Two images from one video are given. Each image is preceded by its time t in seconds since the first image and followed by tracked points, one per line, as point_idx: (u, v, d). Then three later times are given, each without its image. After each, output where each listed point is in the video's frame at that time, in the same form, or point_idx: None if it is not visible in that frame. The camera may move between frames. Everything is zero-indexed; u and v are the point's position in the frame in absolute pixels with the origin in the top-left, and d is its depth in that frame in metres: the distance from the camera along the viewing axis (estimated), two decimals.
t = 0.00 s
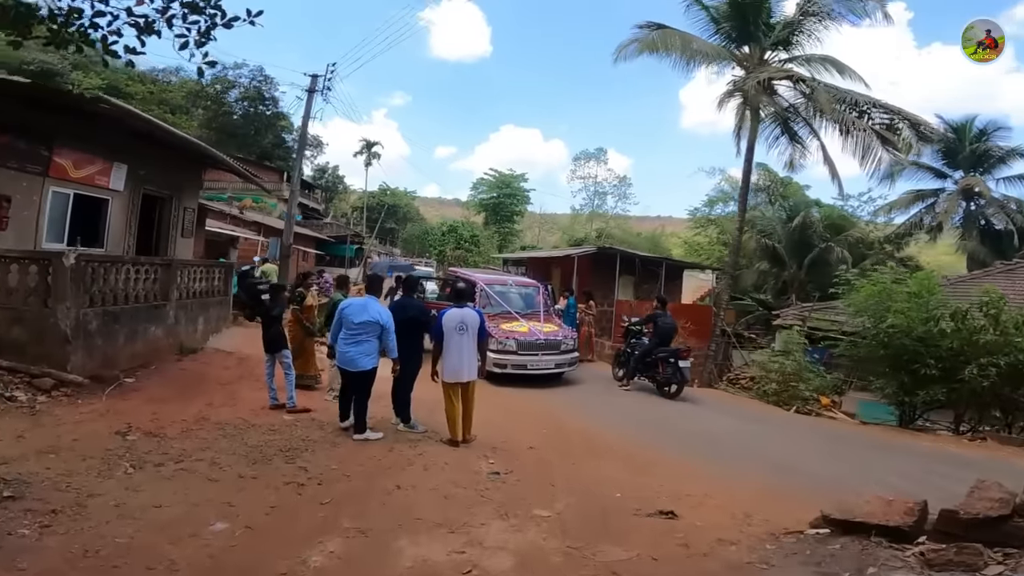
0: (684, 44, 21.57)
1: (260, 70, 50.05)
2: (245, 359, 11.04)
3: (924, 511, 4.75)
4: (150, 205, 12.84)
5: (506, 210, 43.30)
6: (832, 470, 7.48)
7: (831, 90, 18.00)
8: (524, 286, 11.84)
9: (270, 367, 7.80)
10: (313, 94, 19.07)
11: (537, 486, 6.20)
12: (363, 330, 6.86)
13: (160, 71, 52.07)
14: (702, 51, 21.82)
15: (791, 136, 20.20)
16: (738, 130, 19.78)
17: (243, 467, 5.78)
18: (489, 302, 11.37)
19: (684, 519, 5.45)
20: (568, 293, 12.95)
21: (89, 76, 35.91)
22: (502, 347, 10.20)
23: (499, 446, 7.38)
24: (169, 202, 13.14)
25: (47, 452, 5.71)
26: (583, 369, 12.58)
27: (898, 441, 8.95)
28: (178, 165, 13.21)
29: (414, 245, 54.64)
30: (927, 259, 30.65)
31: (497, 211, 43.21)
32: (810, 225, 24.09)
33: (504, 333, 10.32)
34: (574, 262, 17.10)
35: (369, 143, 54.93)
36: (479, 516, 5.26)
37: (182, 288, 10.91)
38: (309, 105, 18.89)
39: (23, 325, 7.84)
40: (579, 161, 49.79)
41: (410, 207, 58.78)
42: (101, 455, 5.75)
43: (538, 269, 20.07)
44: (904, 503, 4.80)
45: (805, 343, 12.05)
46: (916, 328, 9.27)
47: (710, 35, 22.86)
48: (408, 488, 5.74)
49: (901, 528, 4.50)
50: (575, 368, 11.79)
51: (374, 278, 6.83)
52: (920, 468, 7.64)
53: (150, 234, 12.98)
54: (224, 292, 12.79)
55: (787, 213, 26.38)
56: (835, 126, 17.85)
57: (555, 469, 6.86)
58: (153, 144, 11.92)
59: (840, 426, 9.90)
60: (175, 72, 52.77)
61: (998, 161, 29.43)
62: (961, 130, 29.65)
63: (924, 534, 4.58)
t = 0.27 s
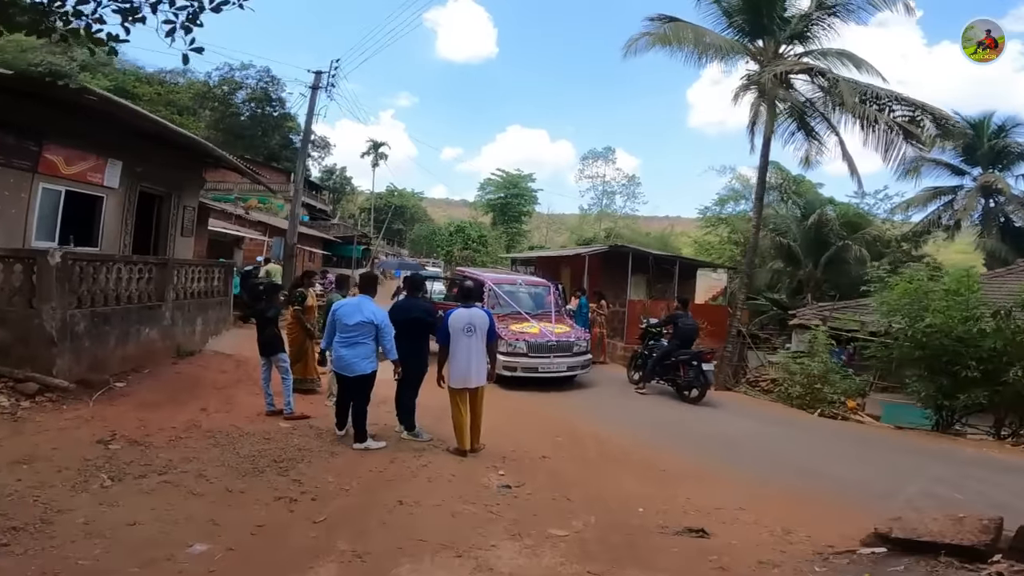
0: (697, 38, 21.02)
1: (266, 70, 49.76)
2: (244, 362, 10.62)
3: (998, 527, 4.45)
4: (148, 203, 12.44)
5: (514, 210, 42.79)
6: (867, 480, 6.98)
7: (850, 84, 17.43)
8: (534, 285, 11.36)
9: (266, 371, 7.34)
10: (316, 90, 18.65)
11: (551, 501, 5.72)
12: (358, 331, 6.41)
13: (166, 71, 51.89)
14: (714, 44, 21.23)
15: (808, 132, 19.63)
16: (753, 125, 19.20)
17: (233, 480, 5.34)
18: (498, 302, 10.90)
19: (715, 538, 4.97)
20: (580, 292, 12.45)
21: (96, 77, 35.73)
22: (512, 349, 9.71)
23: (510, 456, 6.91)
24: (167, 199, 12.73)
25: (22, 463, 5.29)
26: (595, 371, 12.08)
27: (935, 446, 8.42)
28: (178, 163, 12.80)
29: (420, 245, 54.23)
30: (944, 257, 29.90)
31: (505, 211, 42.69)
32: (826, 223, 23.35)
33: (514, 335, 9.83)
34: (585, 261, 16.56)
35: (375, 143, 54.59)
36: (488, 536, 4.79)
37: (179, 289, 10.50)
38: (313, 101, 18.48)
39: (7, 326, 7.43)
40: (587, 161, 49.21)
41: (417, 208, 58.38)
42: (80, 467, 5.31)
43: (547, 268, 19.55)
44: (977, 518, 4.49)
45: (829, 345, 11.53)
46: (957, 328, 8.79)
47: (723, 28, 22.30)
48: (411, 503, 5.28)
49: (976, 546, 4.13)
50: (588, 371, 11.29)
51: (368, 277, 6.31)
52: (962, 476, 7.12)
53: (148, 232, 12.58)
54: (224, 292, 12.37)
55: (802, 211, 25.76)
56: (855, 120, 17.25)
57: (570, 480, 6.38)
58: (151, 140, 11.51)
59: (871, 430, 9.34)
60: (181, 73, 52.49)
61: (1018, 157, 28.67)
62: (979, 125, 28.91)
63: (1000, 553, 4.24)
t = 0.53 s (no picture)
0: (703, 33, 20.54)
1: (267, 69, 49.37)
2: (235, 367, 10.16)
3: None
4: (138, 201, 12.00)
5: (515, 210, 42.28)
6: (897, 493, 6.50)
7: (862, 80, 16.97)
8: (539, 287, 10.90)
9: (252, 378, 6.85)
10: (314, 87, 18.21)
11: (559, 520, 5.25)
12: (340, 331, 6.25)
13: (166, 71, 51.54)
14: (721, 39, 20.77)
15: (818, 130, 19.16)
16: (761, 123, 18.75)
17: (210, 499, 4.88)
18: (500, 303, 10.43)
19: (742, 563, 4.50)
20: (586, 293, 11.98)
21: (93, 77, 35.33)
22: (515, 353, 9.24)
23: (514, 469, 6.43)
24: (157, 198, 12.30)
25: None
26: (602, 375, 11.59)
27: (964, 454, 7.93)
28: (169, 160, 12.37)
29: (421, 246, 53.72)
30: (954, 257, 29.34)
31: (507, 211, 42.20)
32: (835, 222, 22.87)
33: (518, 338, 9.36)
34: (590, 261, 16.08)
35: (376, 144, 54.13)
36: (490, 562, 4.32)
37: (167, 291, 10.04)
38: (310, 98, 18.04)
39: None
40: (589, 161, 48.69)
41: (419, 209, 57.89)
42: (43, 483, 4.87)
43: (551, 269, 19.06)
44: None
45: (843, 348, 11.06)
46: (990, 330, 8.38)
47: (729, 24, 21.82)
48: (406, 524, 4.81)
49: None
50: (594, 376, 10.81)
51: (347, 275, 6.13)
52: (1000, 487, 6.62)
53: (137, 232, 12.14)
54: (216, 294, 11.91)
55: (809, 210, 25.25)
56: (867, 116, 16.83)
57: (579, 496, 5.90)
58: (139, 136, 11.07)
59: (895, 437, 8.84)
60: (181, 73, 52.11)
61: None
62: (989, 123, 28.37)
63: None
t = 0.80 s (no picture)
0: (711, 28, 20.02)
1: (270, 71, 49.06)
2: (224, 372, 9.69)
3: None
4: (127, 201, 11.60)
5: (520, 212, 41.76)
6: (935, 508, 5.96)
7: (877, 74, 16.43)
8: (543, 288, 10.37)
9: (235, 385, 6.34)
10: (312, 84, 17.76)
11: (565, 542, 4.74)
12: (319, 331, 5.91)
13: (169, 73, 51.35)
14: (730, 34, 20.22)
15: (830, 127, 18.61)
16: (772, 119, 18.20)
17: (176, 519, 4.43)
18: (504, 305, 9.91)
19: None
20: (593, 294, 11.45)
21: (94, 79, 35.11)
22: (518, 357, 8.73)
23: (516, 484, 5.92)
24: (148, 198, 11.90)
25: None
26: (610, 380, 11.07)
27: (1003, 462, 7.38)
28: (161, 159, 11.96)
29: (426, 249, 53.27)
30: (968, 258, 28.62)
31: (511, 213, 41.69)
32: (847, 222, 22.29)
33: (522, 341, 8.85)
34: (598, 261, 15.53)
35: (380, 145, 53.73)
36: None
37: (154, 292, 9.59)
38: (309, 95, 17.59)
39: None
40: (594, 161, 48.14)
41: (423, 210, 57.44)
42: None
43: (556, 270, 18.53)
44: None
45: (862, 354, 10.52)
46: None
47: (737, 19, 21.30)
48: (393, 548, 4.32)
49: None
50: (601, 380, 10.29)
51: (324, 272, 5.88)
52: None
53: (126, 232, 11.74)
54: (208, 297, 11.46)
55: (820, 209, 24.64)
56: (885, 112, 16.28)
57: (587, 514, 5.40)
58: (128, 134, 10.66)
59: (925, 445, 8.27)
60: (184, 76, 51.88)
61: None
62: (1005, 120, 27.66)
63: None
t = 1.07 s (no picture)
0: (721, 21, 19.45)
1: (275, 72, 48.72)
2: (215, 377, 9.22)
3: None
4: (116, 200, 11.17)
5: (526, 212, 41.24)
6: (984, 529, 5.41)
7: (895, 67, 15.82)
8: (552, 288, 9.86)
9: (219, 394, 5.82)
10: (312, 81, 17.28)
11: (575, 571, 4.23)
12: (308, 334, 5.42)
13: (175, 75, 51.11)
14: (740, 27, 19.55)
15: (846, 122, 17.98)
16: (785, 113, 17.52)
17: (139, 542, 3.96)
18: (509, 306, 9.39)
19: None
20: (603, 294, 10.91)
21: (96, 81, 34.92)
22: (524, 361, 8.20)
23: (522, 502, 5.41)
24: (138, 196, 11.47)
25: None
26: (621, 385, 10.54)
27: None
28: (151, 155, 11.52)
29: (431, 250, 52.82)
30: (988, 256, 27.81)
31: (518, 214, 41.16)
32: (862, 219, 21.66)
33: (528, 344, 8.32)
34: (607, 261, 15.00)
35: (385, 146, 53.33)
36: None
37: (141, 293, 9.14)
38: (308, 92, 17.12)
39: None
40: (601, 161, 47.54)
41: (429, 211, 56.98)
42: None
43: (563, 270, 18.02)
44: None
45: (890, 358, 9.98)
46: None
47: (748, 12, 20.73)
48: None
49: None
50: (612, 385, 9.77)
51: (320, 271, 5.44)
52: None
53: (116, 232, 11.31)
54: (201, 298, 11.00)
55: (835, 207, 24.00)
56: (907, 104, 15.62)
57: (600, 536, 4.88)
58: (113, 128, 10.22)
59: (961, 456, 7.70)
60: (189, 77, 51.58)
61: None
62: None
63: None
